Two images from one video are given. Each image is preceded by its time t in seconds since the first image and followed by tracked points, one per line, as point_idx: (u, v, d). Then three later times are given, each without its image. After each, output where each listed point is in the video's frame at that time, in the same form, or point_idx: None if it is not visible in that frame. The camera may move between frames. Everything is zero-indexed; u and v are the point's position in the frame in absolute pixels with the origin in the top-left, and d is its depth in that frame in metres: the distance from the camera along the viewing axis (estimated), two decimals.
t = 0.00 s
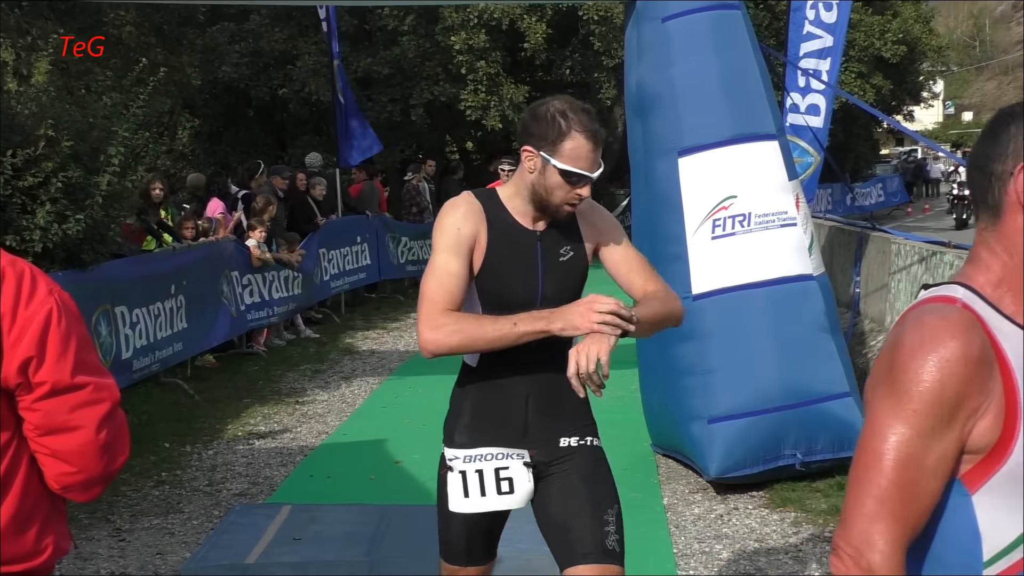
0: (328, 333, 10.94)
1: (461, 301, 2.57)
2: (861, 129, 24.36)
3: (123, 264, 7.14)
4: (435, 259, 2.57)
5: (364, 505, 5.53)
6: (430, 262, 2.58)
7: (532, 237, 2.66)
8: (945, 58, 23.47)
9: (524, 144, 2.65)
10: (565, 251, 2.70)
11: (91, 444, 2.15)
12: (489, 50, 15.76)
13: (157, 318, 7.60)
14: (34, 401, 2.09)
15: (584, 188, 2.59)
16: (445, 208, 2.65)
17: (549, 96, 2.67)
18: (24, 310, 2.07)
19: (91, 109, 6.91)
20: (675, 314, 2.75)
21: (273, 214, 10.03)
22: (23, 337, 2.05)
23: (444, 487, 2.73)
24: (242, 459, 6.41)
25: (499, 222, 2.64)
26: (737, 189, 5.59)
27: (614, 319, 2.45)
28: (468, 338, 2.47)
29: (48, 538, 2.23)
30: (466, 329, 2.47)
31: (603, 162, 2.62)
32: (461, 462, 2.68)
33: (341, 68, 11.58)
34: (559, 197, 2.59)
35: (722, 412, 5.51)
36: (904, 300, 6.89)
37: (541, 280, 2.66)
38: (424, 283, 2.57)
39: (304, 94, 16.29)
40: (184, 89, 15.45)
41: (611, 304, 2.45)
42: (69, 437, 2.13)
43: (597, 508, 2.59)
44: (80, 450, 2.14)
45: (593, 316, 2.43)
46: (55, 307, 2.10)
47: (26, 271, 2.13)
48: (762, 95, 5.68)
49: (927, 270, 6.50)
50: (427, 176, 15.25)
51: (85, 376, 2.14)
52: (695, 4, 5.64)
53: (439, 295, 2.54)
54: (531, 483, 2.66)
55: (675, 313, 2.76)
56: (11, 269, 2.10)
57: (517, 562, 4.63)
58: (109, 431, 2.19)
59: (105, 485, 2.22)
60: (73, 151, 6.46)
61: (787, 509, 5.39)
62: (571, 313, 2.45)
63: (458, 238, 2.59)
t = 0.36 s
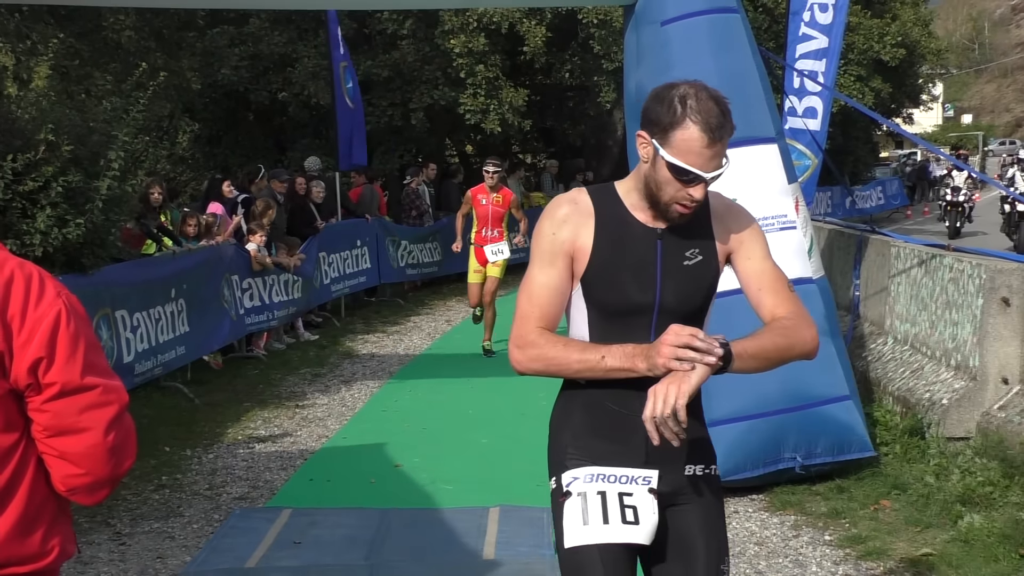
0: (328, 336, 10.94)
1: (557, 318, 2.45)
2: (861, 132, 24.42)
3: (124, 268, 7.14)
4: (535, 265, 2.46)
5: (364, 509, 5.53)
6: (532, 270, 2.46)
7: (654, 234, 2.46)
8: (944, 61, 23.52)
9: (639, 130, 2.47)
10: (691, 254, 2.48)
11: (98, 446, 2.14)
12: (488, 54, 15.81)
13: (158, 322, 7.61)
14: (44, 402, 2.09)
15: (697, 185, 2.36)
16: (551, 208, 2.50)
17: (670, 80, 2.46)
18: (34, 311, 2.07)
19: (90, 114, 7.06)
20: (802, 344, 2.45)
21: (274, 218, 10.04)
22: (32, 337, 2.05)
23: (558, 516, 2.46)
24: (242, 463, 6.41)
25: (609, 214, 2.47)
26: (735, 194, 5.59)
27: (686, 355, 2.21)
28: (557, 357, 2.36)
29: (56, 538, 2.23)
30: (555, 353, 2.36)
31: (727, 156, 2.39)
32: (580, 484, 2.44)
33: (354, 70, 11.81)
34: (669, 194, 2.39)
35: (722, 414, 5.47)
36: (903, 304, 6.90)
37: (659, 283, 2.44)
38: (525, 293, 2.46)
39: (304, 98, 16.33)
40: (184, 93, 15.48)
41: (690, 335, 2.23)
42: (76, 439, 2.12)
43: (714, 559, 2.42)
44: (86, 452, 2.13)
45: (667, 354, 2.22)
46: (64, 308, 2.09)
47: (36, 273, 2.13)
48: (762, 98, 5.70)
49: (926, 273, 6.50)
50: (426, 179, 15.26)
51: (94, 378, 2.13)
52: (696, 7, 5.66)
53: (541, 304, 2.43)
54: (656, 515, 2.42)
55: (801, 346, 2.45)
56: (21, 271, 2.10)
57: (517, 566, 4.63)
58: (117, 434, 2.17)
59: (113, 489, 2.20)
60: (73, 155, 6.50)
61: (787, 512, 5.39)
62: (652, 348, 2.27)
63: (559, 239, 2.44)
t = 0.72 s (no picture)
0: (330, 342, 10.94)
1: (645, 389, 2.27)
2: (862, 137, 24.44)
3: (127, 274, 7.15)
4: (624, 332, 2.27)
5: (366, 515, 5.53)
6: (619, 337, 2.27)
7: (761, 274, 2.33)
8: (945, 66, 23.53)
9: (730, 158, 2.30)
10: (802, 291, 2.35)
11: (104, 453, 2.14)
12: (490, 59, 15.83)
13: (159, 328, 7.60)
14: (50, 409, 2.08)
15: (805, 216, 2.19)
16: (634, 264, 2.30)
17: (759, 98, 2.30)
18: (42, 318, 2.07)
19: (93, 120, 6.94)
20: (915, 388, 2.34)
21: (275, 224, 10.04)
22: (40, 343, 2.06)
23: None
24: (244, 469, 6.40)
25: (707, 261, 2.30)
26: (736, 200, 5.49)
27: (817, 434, 2.06)
28: (656, 437, 2.19)
29: (58, 545, 2.23)
30: (649, 428, 2.19)
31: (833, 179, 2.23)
32: None
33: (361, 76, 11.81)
34: (771, 227, 2.23)
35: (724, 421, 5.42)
36: (906, 309, 6.89)
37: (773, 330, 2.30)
38: (610, 365, 2.27)
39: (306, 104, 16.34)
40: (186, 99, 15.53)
41: (808, 406, 2.07)
42: (81, 446, 2.12)
43: None
44: (92, 459, 2.13)
45: (788, 429, 2.06)
46: (71, 316, 2.10)
47: (44, 280, 2.14)
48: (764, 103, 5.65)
49: (928, 278, 6.50)
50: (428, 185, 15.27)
51: (101, 385, 2.13)
52: (696, 13, 5.70)
53: (631, 375, 2.25)
54: None
55: (913, 386, 2.34)
56: (29, 278, 2.11)
57: (519, 572, 4.63)
58: (123, 441, 2.17)
59: (117, 497, 2.20)
60: (76, 162, 6.49)
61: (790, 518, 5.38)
62: (763, 424, 2.10)
63: (651, 301, 2.25)
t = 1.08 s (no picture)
0: (330, 347, 10.95)
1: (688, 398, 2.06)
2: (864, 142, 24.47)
3: (127, 279, 7.15)
4: (670, 333, 2.05)
5: (367, 520, 5.52)
6: (665, 339, 2.06)
7: (832, 275, 2.03)
8: (946, 70, 23.58)
9: (782, 129, 2.10)
10: (883, 294, 2.03)
11: (111, 460, 2.14)
12: (491, 65, 15.90)
13: (158, 333, 7.59)
14: (56, 417, 2.08)
15: (871, 160, 1.95)
16: (688, 256, 2.07)
17: (803, 58, 2.14)
18: (47, 326, 2.07)
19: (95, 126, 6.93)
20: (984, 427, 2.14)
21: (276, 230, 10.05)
22: (45, 352, 2.05)
23: None
24: (245, 474, 6.40)
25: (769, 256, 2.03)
26: (737, 203, 5.40)
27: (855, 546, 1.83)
28: (681, 455, 1.97)
29: (65, 552, 2.24)
30: (674, 441, 1.98)
31: (899, 121, 2.03)
32: None
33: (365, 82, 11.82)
34: (835, 185, 1.98)
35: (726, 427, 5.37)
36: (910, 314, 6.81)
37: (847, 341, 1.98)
38: (652, 368, 2.06)
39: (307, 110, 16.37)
40: (187, 104, 15.60)
41: (858, 523, 1.83)
42: (88, 453, 2.12)
43: None
44: (98, 466, 2.13)
45: (827, 528, 1.84)
46: (77, 323, 2.09)
47: (50, 288, 2.14)
48: (765, 108, 5.61)
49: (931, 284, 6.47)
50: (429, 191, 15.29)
51: (107, 392, 2.13)
52: (696, 19, 5.75)
53: (674, 382, 2.04)
54: None
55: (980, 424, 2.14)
56: (36, 285, 2.11)
57: None
58: (130, 448, 2.17)
59: (124, 503, 2.20)
60: (76, 167, 6.50)
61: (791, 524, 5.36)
62: (803, 502, 1.86)
63: (701, 300, 2.01)
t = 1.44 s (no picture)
0: (331, 351, 10.95)
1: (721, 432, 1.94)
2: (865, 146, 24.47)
3: (128, 282, 7.17)
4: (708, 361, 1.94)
5: (368, 523, 5.52)
6: (703, 368, 1.94)
7: (904, 322, 1.78)
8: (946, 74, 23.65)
9: (858, 141, 1.85)
10: (968, 351, 1.76)
11: (125, 470, 2.14)
12: (492, 69, 15.96)
13: (160, 336, 7.60)
14: (71, 426, 2.08)
15: (965, 165, 1.71)
16: (742, 279, 1.91)
17: (868, 66, 1.92)
18: (63, 335, 2.08)
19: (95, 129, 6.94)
20: None
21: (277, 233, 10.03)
22: (62, 362, 2.06)
23: None
24: (246, 477, 6.40)
25: (829, 289, 1.82)
26: (740, 207, 5.56)
27: None
28: (672, 495, 1.89)
29: (81, 560, 2.25)
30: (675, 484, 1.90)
31: (993, 127, 1.79)
32: None
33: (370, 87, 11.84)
34: (922, 199, 1.73)
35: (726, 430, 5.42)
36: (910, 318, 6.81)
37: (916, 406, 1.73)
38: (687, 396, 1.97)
39: (308, 113, 16.37)
40: (188, 107, 15.63)
41: None
42: (102, 463, 2.12)
43: None
44: (113, 476, 2.13)
45: None
46: (92, 333, 2.10)
47: (65, 297, 2.14)
48: (765, 112, 5.71)
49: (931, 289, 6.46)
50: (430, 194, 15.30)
51: (121, 402, 2.13)
52: (698, 23, 5.68)
53: (703, 418, 1.93)
54: None
55: None
56: (51, 295, 2.11)
57: None
58: (144, 457, 2.17)
59: (138, 512, 2.20)
60: (78, 170, 6.49)
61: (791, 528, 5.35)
62: None
63: (741, 331, 1.86)
